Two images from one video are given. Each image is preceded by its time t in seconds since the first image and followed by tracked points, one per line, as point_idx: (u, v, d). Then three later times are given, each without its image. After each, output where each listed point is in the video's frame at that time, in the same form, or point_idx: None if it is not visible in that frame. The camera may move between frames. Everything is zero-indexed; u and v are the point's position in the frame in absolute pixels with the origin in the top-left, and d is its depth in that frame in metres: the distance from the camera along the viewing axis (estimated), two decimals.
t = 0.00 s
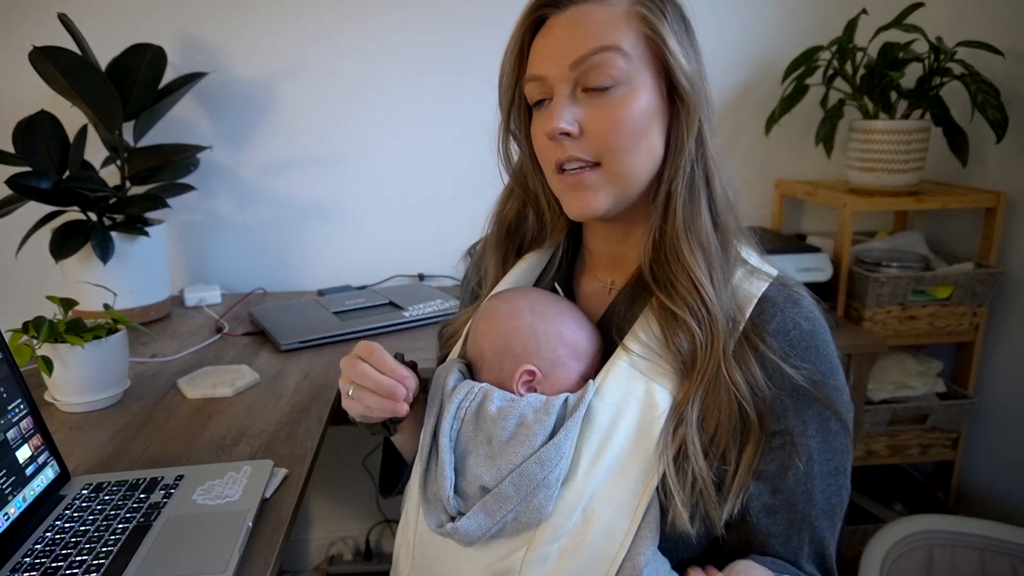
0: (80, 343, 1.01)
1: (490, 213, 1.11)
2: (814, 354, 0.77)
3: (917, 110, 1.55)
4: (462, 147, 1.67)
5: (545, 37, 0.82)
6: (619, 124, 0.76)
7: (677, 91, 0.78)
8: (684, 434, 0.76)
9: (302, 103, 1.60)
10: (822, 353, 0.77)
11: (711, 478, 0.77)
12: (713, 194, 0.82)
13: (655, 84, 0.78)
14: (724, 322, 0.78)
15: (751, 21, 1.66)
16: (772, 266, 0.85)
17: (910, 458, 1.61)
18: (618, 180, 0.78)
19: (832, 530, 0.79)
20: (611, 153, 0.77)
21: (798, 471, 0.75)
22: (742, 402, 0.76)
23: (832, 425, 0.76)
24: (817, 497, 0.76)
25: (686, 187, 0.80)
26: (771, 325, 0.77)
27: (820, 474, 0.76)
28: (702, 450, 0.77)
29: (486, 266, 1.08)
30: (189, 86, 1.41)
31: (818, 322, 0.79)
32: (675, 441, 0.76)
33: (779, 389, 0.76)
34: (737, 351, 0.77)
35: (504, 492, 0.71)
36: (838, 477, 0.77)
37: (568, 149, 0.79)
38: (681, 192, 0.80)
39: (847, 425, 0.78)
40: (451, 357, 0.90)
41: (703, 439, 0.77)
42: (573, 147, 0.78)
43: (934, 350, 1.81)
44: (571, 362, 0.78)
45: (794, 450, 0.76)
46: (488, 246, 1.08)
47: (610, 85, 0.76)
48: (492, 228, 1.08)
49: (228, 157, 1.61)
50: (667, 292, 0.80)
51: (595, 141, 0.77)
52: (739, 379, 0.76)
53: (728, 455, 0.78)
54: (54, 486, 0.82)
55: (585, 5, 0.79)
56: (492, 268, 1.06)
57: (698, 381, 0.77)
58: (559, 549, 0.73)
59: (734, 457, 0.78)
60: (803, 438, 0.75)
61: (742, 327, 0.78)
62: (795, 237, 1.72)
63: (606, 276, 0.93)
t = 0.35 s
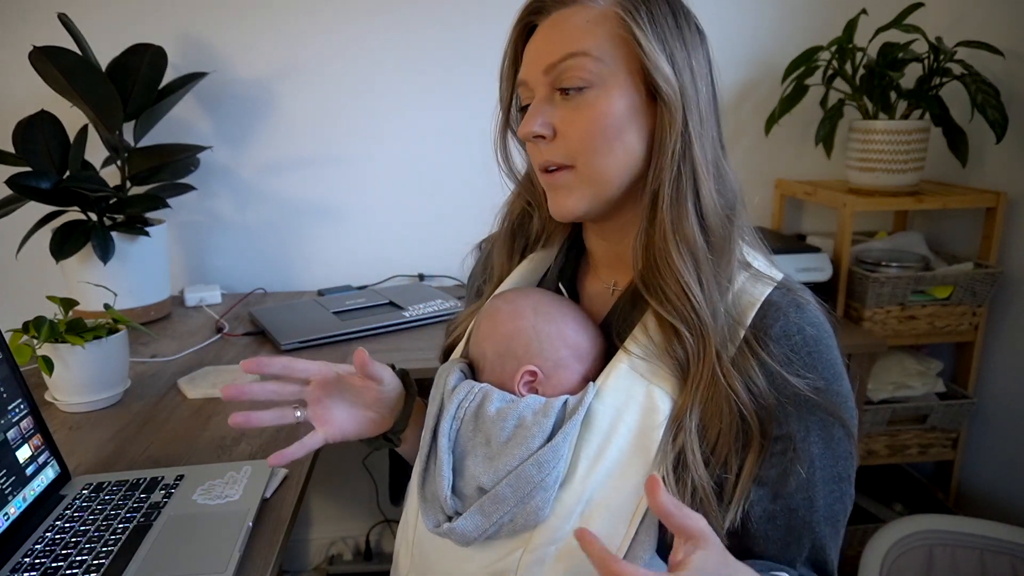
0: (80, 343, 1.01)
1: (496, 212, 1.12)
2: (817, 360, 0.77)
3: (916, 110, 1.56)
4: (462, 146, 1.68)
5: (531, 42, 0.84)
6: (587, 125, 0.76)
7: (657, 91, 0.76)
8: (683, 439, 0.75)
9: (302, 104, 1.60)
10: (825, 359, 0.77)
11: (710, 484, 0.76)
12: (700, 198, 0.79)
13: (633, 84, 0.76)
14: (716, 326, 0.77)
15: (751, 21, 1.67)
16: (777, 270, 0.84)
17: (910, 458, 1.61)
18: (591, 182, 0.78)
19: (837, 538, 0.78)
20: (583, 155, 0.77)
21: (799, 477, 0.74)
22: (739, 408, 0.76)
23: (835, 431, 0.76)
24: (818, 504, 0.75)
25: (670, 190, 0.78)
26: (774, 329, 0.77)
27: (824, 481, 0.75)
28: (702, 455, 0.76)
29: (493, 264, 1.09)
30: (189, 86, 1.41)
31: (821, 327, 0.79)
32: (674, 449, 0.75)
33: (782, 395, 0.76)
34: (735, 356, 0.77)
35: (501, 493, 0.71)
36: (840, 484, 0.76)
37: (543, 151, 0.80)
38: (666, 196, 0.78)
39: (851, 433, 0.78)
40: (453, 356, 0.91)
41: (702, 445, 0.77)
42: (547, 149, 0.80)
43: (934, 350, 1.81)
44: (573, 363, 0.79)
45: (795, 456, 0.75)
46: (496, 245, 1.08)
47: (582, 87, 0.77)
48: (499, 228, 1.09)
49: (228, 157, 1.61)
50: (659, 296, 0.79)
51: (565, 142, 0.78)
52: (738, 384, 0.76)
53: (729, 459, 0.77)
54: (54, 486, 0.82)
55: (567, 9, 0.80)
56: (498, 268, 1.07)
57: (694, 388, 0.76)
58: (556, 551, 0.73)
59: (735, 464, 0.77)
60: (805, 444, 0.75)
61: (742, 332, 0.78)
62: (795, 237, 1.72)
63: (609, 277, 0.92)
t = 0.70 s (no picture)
0: (80, 343, 1.01)
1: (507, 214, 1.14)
2: (817, 376, 0.72)
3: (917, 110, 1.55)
4: (462, 146, 1.67)
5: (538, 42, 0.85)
6: (580, 125, 0.76)
7: (654, 89, 0.74)
8: (666, 449, 0.73)
9: (302, 104, 1.60)
10: (827, 376, 0.72)
11: (692, 499, 0.74)
12: (698, 199, 0.76)
13: (629, 82, 0.75)
14: (707, 334, 0.74)
15: (751, 21, 1.67)
16: (786, 279, 0.80)
17: (910, 458, 1.61)
18: (586, 182, 0.78)
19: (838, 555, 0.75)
20: (578, 154, 0.77)
21: (788, 498, 0.72)
22: (726, 422, 0.73)
23: (833, 452, 0.72)
24: (808, 526, 0.73)
25: (666, 192, 0.76)
26: (771, 340, 0.73)
27: (815, 502, 0.72)
28: (686, 469, 0.74)
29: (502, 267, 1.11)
30: (190, 86, 1.41)
31: (826, 340, 0.74)
32: (656, 460, 0.73)
33: (774, 410, 0.72)
34: (726, 367, 0.74)
35: (473, 487, 0.72)
36: (840, 510, 0.73)
37: (542, 150, 0.81)
38: (662, 197, 0.76)
39: (853, 455, 0.73)
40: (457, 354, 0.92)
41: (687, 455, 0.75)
42: (545, 148, 0.80)
43: (934, 350, 1.81)
44: (564, 366, 0.78)
45: (786, 475, 0.72)
46: (509, 248, 1.11)
47: (578, 86, 0.77)
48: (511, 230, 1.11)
49: (228, 157, 1.61)
50: (656, 301, 0.77)
51: (561, 142, 0.78)
52: (727, 396, 0.73)
53: (715, 471, 0.74)
54: (54, 486, 0.82)
55: (570, 8, 0.81)
56: (510, 272, 1.11)
57: (680, 395, 0.74)
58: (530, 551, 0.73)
59: (721, 476, 0.74)
60: (796, 463, 0.72)
61: (737, 343, 0.74)
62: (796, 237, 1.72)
63: (618, 279, 0.92)
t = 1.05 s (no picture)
0: (80, 343, 1.01)
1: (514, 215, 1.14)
2: (808, 389, 0.70)
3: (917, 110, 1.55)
4: (462, 146, 1.67)
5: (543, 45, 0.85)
6: (576, 128, 0.76)
7: (651, 92, 0.73)
8: (646, 456, 0.72)
9: (302, 104, 1.60)
10: (818, 389, 0.70)
11: (666, 509, 0.73)
12: (693, 204, 0.75)
13: (627, 84, 0.74)
14: (694, 342, 0.74)
15: (751, 22, 1.67)
16: (789, 287, 0.77)
17: (910, 458, 1.61)
18: (581, 184, 0.78)
19: None
20: (573, 157, 0.77)
21: (769, 514, 0.70)
22: (708, 432, 0.72)
23: (821, 471, 0.69)
24: (792, 546, 0.70)
25: (660, 195, 0.75)
26: (757, 349, 0.72)
27: (801, 520, 0.69)
28: (662, 478, 0.73)
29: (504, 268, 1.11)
30: (189, 86, 1.41)
31: (819, 352, 0.71)
32: (632, 468, 0.72)
33: (758, 422, 0.71)
34: (711, 376, 0.73)
35: (447, 478, 0.75)
36: (827, 531, 0.70)
37: (540, 152, 0.81)
38: (657, 201, 0.75)
39: (848, 476, 0.69)
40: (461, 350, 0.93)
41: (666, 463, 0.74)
42: (543, 151, 0.81)
43: (934, 350, 1.81)
44: (550, 366, 0.78)
45: (767, 491, 0.70)
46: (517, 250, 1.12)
47: (575, 89, 0.77)
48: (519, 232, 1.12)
49: (228, 157, 1.61)
50: (646, 306, 0.77)
51: (557, 144, 0.79)
52: (711, 408, 0.72)
53: (692, 483, 0.74)
54: (54, 486, 0.82)
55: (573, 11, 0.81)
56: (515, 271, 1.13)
57: (661, 404, 0.73)
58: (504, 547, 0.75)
59: (698, 488, 0.73)
60: (779, 479, 0.70)
61: (725, 352, 0.74)
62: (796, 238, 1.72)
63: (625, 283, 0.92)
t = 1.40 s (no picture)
0: (80, 343, 1.01)
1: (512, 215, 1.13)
2: (798, 400, 0.67)
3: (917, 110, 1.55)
4: (462, 146, 1.67)
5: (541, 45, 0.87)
6: (559, 130, 0.77)
7: (635, 94, 0.73)
8: (624, 461, 0.72)
9: (302, 104, 1.60)
10: (807, 399, 0.67)
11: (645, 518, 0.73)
12: (677, 207, 0.74)
13: (612, 85, 0.74)
14: (675, 349, 0.73)
15: (751, 21, 1.67)
16: (785, 294, 0.75)
17: (910, 458, 1.61)
18: (567, 185, 0.79)
19: None
20: (560, 159, 0.79)
21: (758, 529, 0.67)
22: (690, 441, 0.71)
23: (812, 484, 0.66)
24: (784, 562, 0.66)
25: (643, 197, 0.75)
26: (744, 357, 0.69)
27: (788, 537, 0.66)
28: (640, 485, 0.73)
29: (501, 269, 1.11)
30: (190, 86, 1.41)
31: (808, 361, 0.68)
32: (612, 473, 0.73)
33: (741, 433, 0.69)
34: (694, 384, 0.72)
35: (431, 473, 0.77)
36: (823, 545, 0.66)
37: (531, 153, 0.83)
38: (641, 204, 0.75)
39: (840, 493, 0.66)
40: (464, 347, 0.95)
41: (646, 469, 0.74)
42: (534, 151, 0.83)
43: (934, 350, 1.81)
44: (540, 364, 0.80)
45: (755, 506, 0.68)
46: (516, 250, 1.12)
47: (562, 91, 0.78)
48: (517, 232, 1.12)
49: (228, 157, 1.61)
50: (630, 310, 0.76)
51: (544, 146, 0.80)
52: (691, 416, 0.71)
53: (673, 493, 0.73)
54: (54, 486, 0.82)
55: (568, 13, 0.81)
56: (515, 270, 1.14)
57: (643, 410, 0.72)
58: (485, 543, 0.76)
59: (679, 499, 0.72)
60: (767, 492, 0.67)
61: (709, 359, 0.72)
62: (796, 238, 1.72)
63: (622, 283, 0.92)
